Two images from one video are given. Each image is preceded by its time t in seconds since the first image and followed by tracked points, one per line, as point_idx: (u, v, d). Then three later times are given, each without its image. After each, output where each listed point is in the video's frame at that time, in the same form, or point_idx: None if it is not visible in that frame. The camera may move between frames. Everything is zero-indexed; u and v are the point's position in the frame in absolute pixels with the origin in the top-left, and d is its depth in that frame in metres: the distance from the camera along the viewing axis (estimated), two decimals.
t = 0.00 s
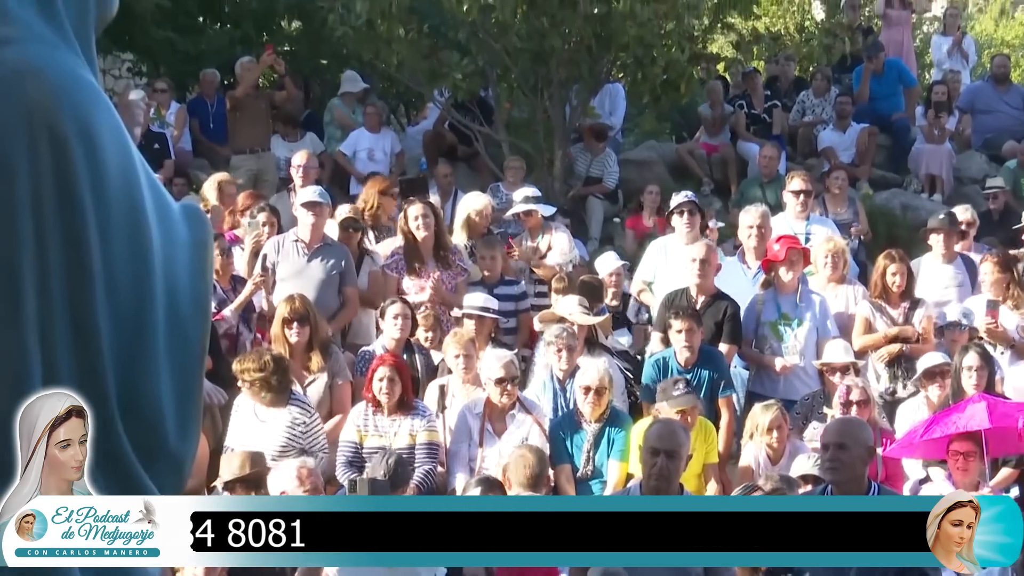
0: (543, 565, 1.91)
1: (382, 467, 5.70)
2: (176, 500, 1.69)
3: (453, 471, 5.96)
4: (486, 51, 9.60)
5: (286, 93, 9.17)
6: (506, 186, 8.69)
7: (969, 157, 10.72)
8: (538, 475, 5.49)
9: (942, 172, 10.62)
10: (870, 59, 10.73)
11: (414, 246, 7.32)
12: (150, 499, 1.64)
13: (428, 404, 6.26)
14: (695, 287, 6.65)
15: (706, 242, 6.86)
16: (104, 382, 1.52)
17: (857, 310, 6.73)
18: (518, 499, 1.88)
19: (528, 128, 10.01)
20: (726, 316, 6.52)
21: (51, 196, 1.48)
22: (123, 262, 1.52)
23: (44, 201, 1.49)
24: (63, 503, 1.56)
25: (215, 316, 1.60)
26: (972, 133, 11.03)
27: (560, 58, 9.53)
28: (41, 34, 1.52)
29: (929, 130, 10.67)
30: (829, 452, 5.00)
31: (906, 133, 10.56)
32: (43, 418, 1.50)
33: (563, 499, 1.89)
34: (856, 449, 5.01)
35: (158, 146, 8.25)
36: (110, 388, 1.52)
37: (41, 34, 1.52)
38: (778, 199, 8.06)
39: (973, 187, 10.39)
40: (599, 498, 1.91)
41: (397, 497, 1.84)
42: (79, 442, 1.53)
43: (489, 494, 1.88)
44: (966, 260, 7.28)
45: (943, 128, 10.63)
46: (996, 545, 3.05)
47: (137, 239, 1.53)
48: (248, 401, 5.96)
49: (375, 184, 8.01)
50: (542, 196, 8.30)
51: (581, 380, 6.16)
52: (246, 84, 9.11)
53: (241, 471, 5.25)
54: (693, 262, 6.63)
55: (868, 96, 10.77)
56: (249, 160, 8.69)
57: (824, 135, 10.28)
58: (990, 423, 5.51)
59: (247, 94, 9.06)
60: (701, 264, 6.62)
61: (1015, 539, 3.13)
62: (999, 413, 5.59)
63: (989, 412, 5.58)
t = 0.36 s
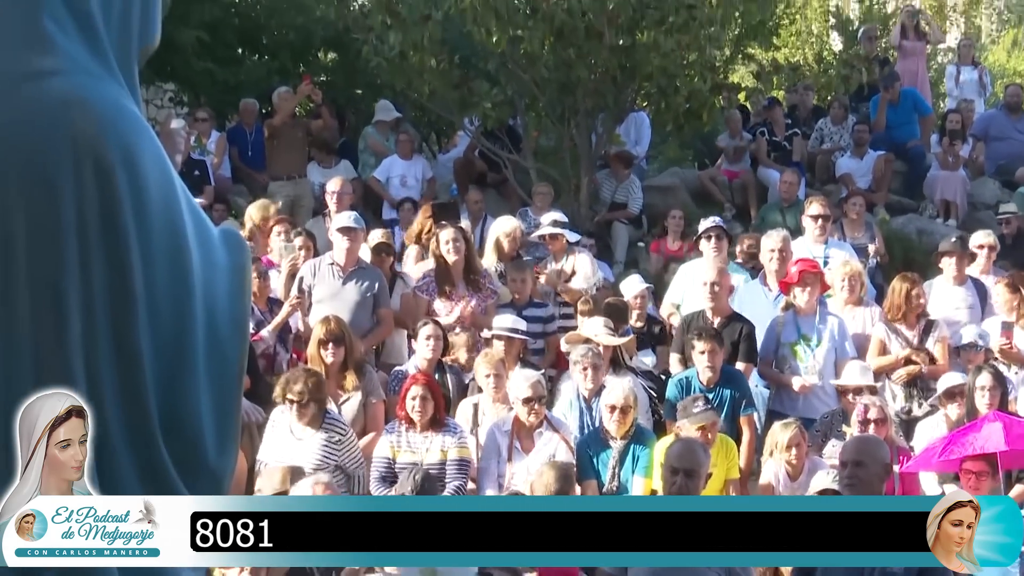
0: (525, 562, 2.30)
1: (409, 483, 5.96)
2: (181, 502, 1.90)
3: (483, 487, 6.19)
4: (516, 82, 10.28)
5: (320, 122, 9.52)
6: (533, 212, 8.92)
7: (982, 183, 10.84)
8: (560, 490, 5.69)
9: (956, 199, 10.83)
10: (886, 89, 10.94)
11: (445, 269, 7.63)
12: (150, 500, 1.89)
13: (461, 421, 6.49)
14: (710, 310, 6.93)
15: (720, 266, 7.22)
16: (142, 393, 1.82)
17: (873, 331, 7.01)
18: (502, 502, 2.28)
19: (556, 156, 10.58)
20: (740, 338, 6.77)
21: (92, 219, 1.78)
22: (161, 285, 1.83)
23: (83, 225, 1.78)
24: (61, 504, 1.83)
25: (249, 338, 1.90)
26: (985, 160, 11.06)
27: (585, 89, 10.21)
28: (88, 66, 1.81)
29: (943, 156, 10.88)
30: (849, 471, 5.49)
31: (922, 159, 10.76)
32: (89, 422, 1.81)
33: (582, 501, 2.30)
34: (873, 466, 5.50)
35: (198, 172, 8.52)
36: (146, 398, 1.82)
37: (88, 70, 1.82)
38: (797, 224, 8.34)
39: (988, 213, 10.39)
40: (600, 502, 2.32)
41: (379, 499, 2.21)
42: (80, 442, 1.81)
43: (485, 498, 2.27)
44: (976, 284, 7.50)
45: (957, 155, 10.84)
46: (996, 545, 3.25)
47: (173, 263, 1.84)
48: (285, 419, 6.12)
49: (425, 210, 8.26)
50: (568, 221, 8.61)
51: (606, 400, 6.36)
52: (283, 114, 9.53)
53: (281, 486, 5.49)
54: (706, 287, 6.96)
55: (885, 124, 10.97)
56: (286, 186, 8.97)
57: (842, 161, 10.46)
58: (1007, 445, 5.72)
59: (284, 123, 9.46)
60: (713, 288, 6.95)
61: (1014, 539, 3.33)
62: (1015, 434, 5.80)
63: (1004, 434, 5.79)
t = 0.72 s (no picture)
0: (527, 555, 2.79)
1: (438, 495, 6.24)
2: (178, 503, 2.34)
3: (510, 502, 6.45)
4: (540, 110, 10.59)
5: (354, 149, 9.74)
6: (558, 235, 9.18)
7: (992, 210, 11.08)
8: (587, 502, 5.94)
9: (967, 224, 10.95)
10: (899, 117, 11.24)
11: (472, 290, 7.86)
12: (151, 502, 2.33)
13: (489, 438, 6.74)
14: (724, 330, 7.19)
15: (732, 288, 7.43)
16: (181, 407, 2.27)
17: (888, 352, 7.25)
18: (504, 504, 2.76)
19: (580, 182, 10.89)
20: (755, 357, 7.02)
21: (136, 256, 2.24)
22: (199, 314, 2.28)
23: (127, 257, 2.23)
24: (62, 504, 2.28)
25: (280, 361, 2.36)
26: (995, 185, 11.35)
27: (608, 117, 10.53)
28: (125, 94, 2.29)
29: (955, 183, 11.07)
30: (864, 485, 5.74)
31: (934, 185, 11.02)
32: (136, 426, 2.26)
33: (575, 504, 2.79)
34: (886, 484, 5.75)
35: (234, 198, 8.81)
36: (185, 413, 2.27)
37: (131, 102, 2.29)
38: (813, 247, 8.61)
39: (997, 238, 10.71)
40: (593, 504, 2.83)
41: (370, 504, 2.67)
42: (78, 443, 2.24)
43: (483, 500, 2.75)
44: (987, 305, 7.79)
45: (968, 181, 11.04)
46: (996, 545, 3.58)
47: (210, 296, 2.29)
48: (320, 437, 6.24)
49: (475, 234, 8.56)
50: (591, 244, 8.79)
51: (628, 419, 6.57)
52: (316, 140, 9.80)
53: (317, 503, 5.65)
54: (720, 307, 7.20)
55: (898, 151, 11.20)
56: (320, 212, 9.21)
57: (855, 188, 10.75)
58: (1017, 453, 5.94)
59: (318, 149, 9.70)
60: (727, 309, 7.20)
61: (1014, 539, 3.63)
62: None
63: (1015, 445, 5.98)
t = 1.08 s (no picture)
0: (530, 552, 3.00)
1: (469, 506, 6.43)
2: (172, 503, 2.69)
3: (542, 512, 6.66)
4: (570, 132, 10.90)
5: (389, 170, 10.00)
6: (587, 253, 9.44)
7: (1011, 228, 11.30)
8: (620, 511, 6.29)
9: (985, 242, 11.11)
10: (918, 139, 11.35)
11: (505, 305, 8.14)
12: (149, 503, 2.68)
13: (521, 451, 6.98)
14: (745, 346, 7.41)
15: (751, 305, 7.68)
16: (222, 409, 2.67)
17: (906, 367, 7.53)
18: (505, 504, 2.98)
19: (607, 202, 11.09)
20: (775, 371, 7.27)
21: (180, 274, 2.63)
22: (239, 325, 2.68)
23: (171, 275, 2.63)
24: (62, 505, 2.70)
25: (319, 374, 2.80)
26: (1012, 205, 11.56)
27: (636, 138, 10.70)
28: (170, 118, 2.68)
29: (973, 203, 11.19)
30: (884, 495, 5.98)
31: (952, 206, 11.20)
32: (179, 424, 2.66)
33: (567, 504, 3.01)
34: (906, 493, 5.97)
35: (274, 217, 9.11)
36: (226, 414, 2.67)
37: (174, 124, 2.68)
38: (835, 265, 8.89)
39: (1015, 255, 10.96)
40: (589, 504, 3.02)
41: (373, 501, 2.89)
42: (77, 443, 2.66)
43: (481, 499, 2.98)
44: (1004, 322, 8.17)
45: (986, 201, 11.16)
46: (994, 545, 3.37)
47: (252, 312, 2.69)
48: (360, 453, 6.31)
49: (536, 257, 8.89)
50: (617, 261, 9.07)
51: (656, 431, 6.78)
52: (355, 161, 10.07)
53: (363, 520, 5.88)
54: (739, 323, 7.43)
55: (918, 172, 11.32)
56: (357, 232, 9.57)
57: (877, 208, 10.93)
58: None
59: (355, 170, 9.97)
60: (746, 324, 7.43)
61: (1015, 539, 3.42)
62: None
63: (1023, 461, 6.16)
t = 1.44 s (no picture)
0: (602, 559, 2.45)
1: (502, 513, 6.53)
2: (176, 502, 2.32)
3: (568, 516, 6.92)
4: (596, 151, 11.40)
5: (421, 187, 10.44)
6: (613, 268, 9.65)
7: None
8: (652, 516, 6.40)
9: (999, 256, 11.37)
10: (933, 158, 11.60)
11: (532, 318, 8.42)
12: (149, 500, 2.32)
13: (545, 459, 7.11)
14: (763, 358, 7.74)
15: (770, 318, 8.03)
16: (261, 426, 2.34)
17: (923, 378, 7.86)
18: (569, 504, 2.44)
19: (632, 218, 11.31)
20: (793, 381, 7.54)
21: (219, 288, 2.30)
22: (278, 341, 2.34)
23: (210, 291, 2.30)
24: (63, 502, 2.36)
25: (353, 383, 2.44)
26: None
27: (659, 157, 11.15)
28: (211, 138, 2.36)
29: (986, 219, 11.47)
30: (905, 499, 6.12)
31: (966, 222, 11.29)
32: (218, 446, 2.32)
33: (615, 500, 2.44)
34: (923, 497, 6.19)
35: (311, 232, 9.36)
36: (265, 431, 2.34)
37: (217, 144, 2.36)
38: (851, 279, 9.17)
39: None
40: (669, 503, 2.49)
41: (390, 498, 2.35)
42: (78, 443, 2.33)
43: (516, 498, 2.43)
44: (1019, 335, 8.45)
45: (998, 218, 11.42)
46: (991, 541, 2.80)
47: (287, 321, 2.35)
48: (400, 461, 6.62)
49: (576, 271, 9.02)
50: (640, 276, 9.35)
51: (679, 441, 7.09)
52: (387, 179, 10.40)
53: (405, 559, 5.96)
54: (757, 335, 7.81)
55: (932, 189, 11.49)
56: (389, 247, 9.88)
57: (892, 223, 11.06)
58: None
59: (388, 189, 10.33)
60: (765, 335, 7.80)
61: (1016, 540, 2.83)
62: None
63: None
